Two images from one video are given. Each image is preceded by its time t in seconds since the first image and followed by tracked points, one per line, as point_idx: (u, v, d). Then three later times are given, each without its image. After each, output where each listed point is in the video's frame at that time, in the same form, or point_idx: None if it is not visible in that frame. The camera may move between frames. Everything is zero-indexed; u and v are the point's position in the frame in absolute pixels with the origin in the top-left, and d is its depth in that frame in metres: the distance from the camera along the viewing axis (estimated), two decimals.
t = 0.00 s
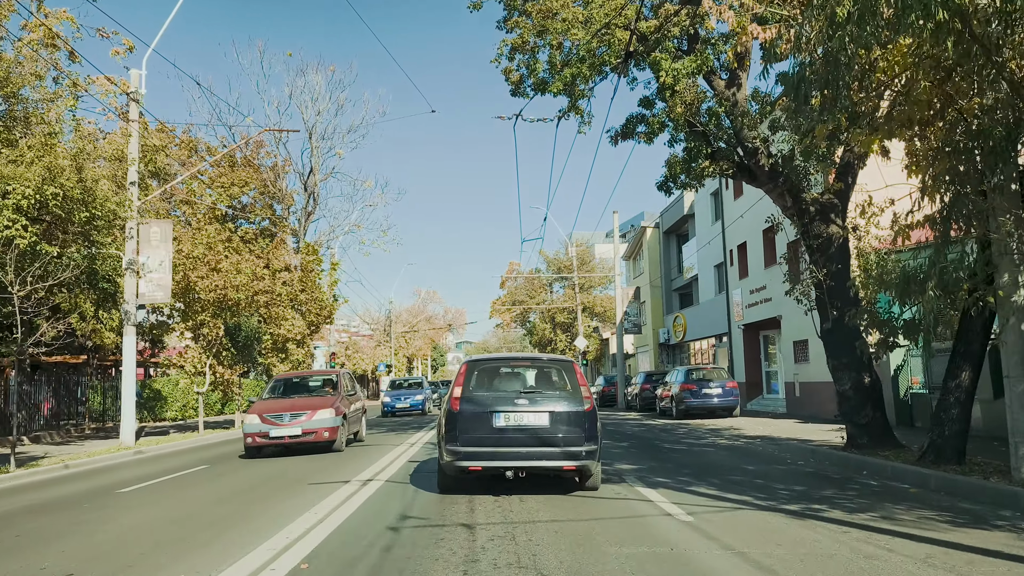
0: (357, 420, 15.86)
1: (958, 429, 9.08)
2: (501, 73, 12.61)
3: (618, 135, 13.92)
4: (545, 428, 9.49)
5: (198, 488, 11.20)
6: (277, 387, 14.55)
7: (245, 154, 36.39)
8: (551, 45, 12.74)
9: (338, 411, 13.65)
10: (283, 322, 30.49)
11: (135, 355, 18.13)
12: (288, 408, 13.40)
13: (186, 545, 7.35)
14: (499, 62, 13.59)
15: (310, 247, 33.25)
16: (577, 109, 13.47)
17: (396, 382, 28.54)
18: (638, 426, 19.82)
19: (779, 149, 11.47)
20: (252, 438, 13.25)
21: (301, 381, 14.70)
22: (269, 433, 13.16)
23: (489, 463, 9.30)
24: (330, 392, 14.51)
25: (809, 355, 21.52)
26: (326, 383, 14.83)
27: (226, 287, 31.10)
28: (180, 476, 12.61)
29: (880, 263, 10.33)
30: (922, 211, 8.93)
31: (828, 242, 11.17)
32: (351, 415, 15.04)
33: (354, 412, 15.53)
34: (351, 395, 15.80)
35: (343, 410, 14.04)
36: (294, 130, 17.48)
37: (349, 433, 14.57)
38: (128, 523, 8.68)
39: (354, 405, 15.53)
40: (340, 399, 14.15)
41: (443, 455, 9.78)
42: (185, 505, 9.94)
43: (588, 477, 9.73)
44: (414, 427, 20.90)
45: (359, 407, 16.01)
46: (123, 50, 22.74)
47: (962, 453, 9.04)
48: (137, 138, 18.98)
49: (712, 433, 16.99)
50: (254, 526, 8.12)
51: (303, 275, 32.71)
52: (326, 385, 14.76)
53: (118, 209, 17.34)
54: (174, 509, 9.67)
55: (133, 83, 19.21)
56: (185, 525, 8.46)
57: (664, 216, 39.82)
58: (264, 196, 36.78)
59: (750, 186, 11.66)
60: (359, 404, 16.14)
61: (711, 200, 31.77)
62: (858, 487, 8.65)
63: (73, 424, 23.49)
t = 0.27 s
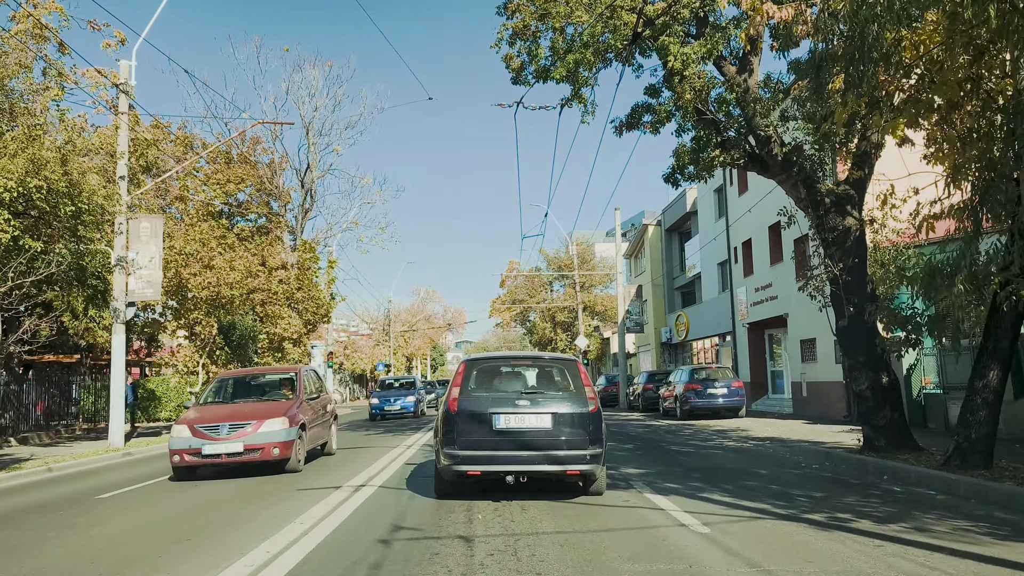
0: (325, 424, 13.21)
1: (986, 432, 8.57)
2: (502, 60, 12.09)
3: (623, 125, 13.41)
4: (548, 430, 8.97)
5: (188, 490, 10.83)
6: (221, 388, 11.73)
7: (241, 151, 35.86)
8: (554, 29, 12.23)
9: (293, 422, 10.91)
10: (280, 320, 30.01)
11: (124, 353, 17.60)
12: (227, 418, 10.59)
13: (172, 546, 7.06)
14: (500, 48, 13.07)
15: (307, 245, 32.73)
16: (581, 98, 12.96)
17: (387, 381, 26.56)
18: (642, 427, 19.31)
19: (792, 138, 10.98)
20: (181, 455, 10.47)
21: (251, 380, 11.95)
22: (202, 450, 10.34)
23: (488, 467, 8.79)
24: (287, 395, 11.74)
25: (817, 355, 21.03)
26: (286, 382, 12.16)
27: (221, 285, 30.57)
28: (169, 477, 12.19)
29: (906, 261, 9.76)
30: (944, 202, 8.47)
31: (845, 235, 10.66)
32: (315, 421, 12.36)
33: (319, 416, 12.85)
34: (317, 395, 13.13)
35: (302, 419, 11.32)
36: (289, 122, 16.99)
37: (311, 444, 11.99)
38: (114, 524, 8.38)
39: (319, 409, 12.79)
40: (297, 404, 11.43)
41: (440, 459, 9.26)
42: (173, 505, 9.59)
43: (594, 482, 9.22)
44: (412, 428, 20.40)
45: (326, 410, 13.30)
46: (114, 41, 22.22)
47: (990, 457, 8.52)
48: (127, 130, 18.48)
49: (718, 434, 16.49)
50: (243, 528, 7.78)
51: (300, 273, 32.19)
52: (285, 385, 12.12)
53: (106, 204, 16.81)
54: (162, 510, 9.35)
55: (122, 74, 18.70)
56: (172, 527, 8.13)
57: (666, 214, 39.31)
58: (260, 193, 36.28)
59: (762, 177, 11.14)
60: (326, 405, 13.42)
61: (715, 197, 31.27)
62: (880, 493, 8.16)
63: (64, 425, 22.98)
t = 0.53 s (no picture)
0: (277, 436, 10.33)
1: (1012, 435, 8.15)
2: (501, 47, 11.67)
3: (627, 117, 12.99)
4: (549, 432, 8.53)
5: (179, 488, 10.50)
6: (134, 386, 8.93)
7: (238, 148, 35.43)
8: (556, 15, 11.79)
9: (213, 440, 7.89)
10: (277, 319, 29.63)
11: (115, 352, 17.14)
12: (117, 432, 7.62)
13: (161, 546, 6.76)
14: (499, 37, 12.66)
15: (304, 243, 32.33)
16: (584, 87, 12.53)
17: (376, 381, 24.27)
18: (645, 428, 18.90)
19: (805, 129, 10.55)
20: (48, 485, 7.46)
21: (173, 380, 9.12)
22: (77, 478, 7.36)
23: (488, 470, 8.36)
24: (216, 401, 8.83)
25: (823, 354, 20.61)
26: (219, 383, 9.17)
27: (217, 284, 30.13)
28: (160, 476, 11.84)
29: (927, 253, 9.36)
30: (967, 191, 8.10)
31: (859, 229, 10.23)
32: (259, 435, 9.47)
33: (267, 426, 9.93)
34: (265, 400, 10.19)
35: (228, 433, 8.30)
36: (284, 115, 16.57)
37: (251, 466, 9.15)
38: (104, 519, 8.11)
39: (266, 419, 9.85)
40: (227, 413, 8.55)
41: (437, 461, 8.82)
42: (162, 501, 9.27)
43: (598, 486, 8.79)
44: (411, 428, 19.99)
45: (277, 418, 10.33)
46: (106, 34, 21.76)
47: (1016, 461, 8.08)
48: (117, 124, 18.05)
49: (724, 435, 16.07)
50: (233, 529, 7.45)
51: (297, 271, 31.76)
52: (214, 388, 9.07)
53: (96, 200, 16.37)
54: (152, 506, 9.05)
55: (112, 66, 18.26)
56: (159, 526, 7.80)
57: (668, 212, 38.89)
58: (257, 190, 35.89)
59: (773, 168, 10.71)
60: (279, 412, 10.51)
61: (719, 194, 30.84)
62: (902, 499, 7.74)
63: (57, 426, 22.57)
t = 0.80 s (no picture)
0: (183, 462, 6.95)
1: None
2: (502, 36, 11.30)
3: (631, 109, 12.62)
4: (550, 433, 8.17)
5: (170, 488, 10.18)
6: None
7: (235, 145, 35.08)
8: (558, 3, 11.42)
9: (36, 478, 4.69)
10: (274, 318, 29.28)
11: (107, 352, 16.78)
12: None
13: (162, 542, 6.73)
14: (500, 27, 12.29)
15: (302, 241, 31.97)
16: (587, 79, 12.16)
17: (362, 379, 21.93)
18: (648, 429, 18.53)
19: (816, 120, 10.20)
20: None
21: (3, 382, 5.81)
22: None
23: (487, 472, 8.00)
24: (60, 410, 5.46)
25: (830, 353, 20.26)
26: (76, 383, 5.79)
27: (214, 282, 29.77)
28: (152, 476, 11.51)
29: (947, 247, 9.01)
30: (991, 181, 7.74)
31: (873, 223, 9.86)
32: (146, 465, 6.14)
33: (169, 446, 6.65)
34: (163, 412, 6.78)
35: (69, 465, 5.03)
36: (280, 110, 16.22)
37: (127, 514, 5.84)
38: None
39: (167, 434, 6.58)
40: (74, 432, 5.26)
41: (436, 460, 8.46)
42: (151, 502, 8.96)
43: (603, 491, 8.42)
44: (409, 429, 19.64)
45: (190, 430, 7.09)
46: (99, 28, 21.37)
47: None
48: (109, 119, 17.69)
49: (730, 437, 15.70)
50: (222, 533, 7.11)
51: (295, 269, 31.41)
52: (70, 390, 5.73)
53: (87, 195, 16.02)
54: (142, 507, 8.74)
55: (104, 60, 17.88)
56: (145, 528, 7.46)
57: (670, 210, 38.54)
58: (255, 188, 35.55)
59: (783, 161, 10.34)
60: (193, 422, 7.24)
61: (721, 191, 30.49)
62: (922, 504, 7.37)
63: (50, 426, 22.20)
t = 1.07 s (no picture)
0: None
1: None
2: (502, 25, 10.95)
3: (635, 101, 12.27)
4: (550, 433, 7.84)
5: (158, 489, 9.81)
6: None
7: (233, 144, 34.77)
8: None
9: None
10: (272, 317, 28.97)
11: (99, 351, 16.43)
12: None
13: (160, 542, 6.68)
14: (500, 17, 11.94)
15: (300, 239, 31.63)
16: (589, 70, 11.80)
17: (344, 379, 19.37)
18: (651, 430, 18.18)
19: (826, 111, 9.86)
20: None
21: None
22: None
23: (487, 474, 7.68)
24: None
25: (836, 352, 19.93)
26: None
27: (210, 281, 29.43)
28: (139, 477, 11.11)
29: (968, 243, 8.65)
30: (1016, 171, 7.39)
31: (887, 218, 9.51)
32: None
33: None
34: None
35: None
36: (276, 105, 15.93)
37: None
38: None
39: None
40: None
41: (437, 460, 8.14)
42: (137, 504, 8.59)
43: (607, 496, 8.05)
44: (408, 430, 19.29)
45: None
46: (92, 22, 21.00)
47: None
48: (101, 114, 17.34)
49: (735, 438, 15.35)
50: (208, 539, 6.74)
51: (292, 268, 31.09)
52: None
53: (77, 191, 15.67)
54: (124, 507, 8.39)
55: (95, 53, 17.53)
56: (126, 533, 7.09)
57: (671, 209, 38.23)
58: (253, 186, 35.22)
59: (793, 153, 10.00)
60: None
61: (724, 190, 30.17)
62: (945, 510, 7.01)
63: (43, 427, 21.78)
